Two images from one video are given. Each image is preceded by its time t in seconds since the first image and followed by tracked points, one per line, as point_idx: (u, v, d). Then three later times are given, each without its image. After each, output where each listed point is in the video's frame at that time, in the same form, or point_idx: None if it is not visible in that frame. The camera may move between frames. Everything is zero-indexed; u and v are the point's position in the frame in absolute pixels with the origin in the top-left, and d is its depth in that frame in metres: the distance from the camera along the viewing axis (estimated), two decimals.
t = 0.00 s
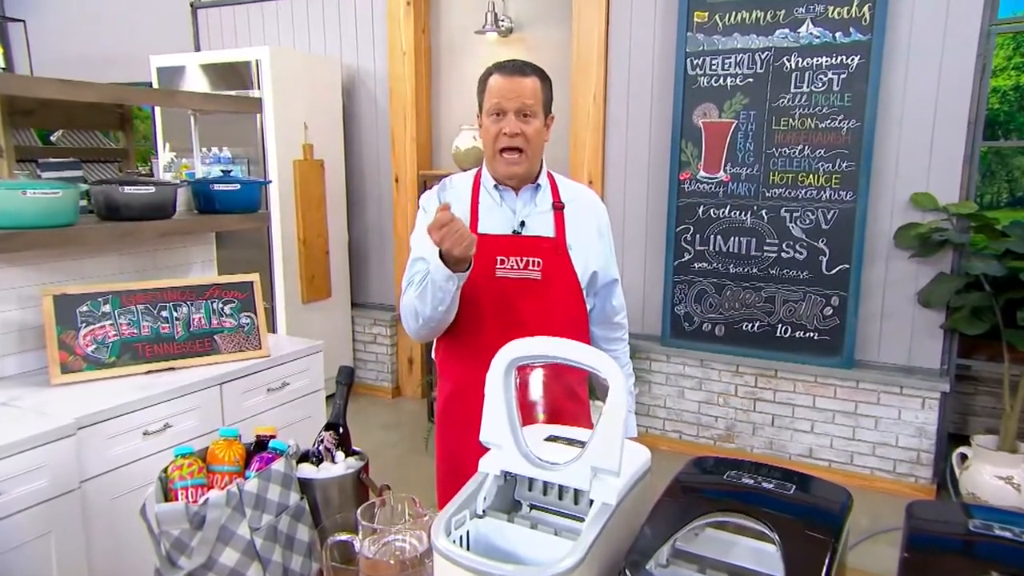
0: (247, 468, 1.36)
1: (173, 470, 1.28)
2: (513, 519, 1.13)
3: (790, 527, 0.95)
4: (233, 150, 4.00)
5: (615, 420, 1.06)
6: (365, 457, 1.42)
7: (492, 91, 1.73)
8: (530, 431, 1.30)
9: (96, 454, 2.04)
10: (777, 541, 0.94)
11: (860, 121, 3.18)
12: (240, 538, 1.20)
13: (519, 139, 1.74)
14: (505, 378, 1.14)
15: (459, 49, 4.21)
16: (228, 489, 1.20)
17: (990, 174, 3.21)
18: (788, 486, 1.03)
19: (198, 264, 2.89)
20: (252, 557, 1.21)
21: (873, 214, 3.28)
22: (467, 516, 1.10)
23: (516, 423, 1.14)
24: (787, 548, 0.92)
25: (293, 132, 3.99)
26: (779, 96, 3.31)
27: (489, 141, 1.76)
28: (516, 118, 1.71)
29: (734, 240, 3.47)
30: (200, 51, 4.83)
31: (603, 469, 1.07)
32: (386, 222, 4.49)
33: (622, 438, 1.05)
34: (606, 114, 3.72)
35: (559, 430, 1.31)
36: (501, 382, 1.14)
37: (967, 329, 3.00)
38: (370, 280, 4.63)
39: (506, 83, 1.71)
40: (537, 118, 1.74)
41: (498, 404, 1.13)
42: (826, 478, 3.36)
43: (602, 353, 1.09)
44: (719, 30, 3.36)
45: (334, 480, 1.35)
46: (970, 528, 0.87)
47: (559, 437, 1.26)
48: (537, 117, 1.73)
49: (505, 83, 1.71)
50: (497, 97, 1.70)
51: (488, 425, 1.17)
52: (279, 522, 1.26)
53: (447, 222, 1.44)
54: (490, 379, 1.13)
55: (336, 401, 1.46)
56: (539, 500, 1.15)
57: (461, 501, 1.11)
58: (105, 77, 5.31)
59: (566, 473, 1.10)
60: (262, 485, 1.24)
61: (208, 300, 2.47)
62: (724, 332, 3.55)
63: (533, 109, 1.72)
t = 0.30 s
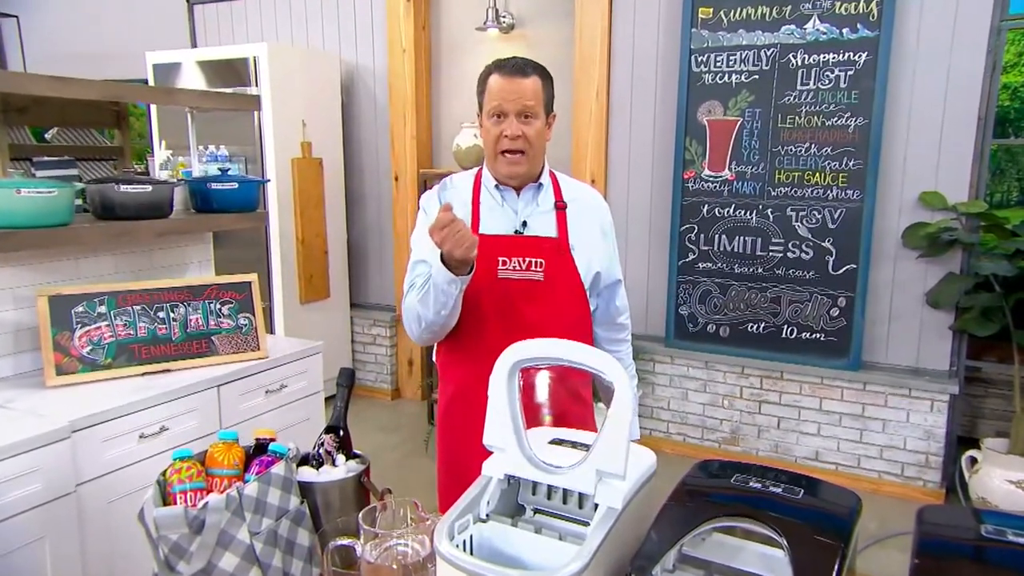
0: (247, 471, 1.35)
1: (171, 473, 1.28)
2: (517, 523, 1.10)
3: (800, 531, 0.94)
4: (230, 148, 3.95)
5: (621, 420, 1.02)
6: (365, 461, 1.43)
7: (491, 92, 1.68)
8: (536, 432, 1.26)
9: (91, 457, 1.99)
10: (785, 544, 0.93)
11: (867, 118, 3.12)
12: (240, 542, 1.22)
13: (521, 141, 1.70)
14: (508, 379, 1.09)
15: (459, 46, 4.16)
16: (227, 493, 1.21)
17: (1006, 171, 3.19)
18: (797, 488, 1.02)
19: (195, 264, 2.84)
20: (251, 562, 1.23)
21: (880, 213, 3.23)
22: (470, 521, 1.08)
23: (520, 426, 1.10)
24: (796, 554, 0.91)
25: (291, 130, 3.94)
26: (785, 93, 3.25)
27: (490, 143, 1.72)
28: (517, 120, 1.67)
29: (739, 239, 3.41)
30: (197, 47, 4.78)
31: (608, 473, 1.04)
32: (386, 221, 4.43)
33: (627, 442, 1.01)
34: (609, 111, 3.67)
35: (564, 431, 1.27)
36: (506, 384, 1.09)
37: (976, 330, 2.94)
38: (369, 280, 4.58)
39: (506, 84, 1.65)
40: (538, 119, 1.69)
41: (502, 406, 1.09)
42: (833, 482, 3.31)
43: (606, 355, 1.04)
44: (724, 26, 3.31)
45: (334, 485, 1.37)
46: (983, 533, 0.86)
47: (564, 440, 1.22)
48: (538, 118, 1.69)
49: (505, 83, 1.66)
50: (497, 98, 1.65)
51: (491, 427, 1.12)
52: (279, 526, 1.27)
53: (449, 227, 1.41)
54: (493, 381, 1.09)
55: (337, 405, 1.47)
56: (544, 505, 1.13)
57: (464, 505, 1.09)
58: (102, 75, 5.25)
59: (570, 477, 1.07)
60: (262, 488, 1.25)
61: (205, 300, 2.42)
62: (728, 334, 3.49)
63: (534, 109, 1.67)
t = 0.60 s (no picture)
0: (247, 475, 1.33)
1: (170, 477, 1.26)
2: (521, 528, 1.08)
3: (809, 536, 0.93)
4: (228, 146, 3.90)
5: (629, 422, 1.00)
6: (366, 465, 1.41)
7: (491, 92, 1.63)
8: (538, 434, 1.22)
9: (87, 460, 1.94)
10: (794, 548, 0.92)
11: (874, 117, 3.07)
12: (240, 547, 1.18)
13: (521, 142, 1.65)
14: (512, 382, 1.09)
15: (460, 43, 4.11)
16: (227, 497, 1.17)
17: (1016, 168, 3.13)
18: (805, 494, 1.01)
19: (193, 264, 2.79)
20: (251, 568, 1.19)
21: (887, 213, 3.18)
22: (473, 526, 1.06)
23: (523, 430, 1.09)
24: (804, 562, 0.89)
25: (290, 128, 3.90)
26: (790, 91, 3.21)
27: (489, 143, 1.68)
28: (518, 121, 1.63)
29: (744, 239, 3.36)
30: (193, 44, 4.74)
31: (613, 477, 1.02)
32: (385, 221, 4.39)
33: (633, 444, 1.00)
34: (612, 109, 3.62)
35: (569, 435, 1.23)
36: (509, 386, 1.09)
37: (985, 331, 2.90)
38: (368, 281, 4.53)
39: (506, 84, 1.61)
40: (539, 120, 1.64)
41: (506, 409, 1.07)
42: (839, 486, 3.26)
43: (609, 357, 1.04)
44: (729, 23, 3.26)
45: (336, 489, 1.34)
46: (993, 539, 0.86)
47: (568, 443, 1.18)
48: (539, 118, 1.64)
49: (505, 83, 1.61)
50: (497, 99, 1.61)
51: (494, 431, 1.11)
52: (279, 530, 1.23)
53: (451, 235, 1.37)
54: (496, 383, 1.08)
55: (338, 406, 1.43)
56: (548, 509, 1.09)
57: (466, 510, 1.06)
58: (98, 72, 5.19)
59: (575, 482, 1.05)
60: (262, 493, 1.21)
61: (203, 302, 2.36)
62: (733, 335, 3.45)
63: (535, 110, 1.62)
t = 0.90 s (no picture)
0: (246, 480, 1.29)
1: (169, 482, 1.22)
2: (524, 534, 1.06)
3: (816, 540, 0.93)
4: (225, 144, 3.85)
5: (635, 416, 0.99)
6: (367, 469, 1.36)
7: (494, 90, 1.58)
8: (541, 440, 1.20)
9: (82, 464, 1.89)
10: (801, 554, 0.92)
11: (881, 115, 3.02)
12: (240, 553, 1.17)
13: (525, 141, 1.60)
14: (515, 385, 1.09)
15: (460, 41, 4.06)
16: (226, 502, 1.16)
17: None
18: (812, 500, 1.01)
19: (190, 264, 2.72)
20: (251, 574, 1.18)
21: (895, 212, 3.13)
22: (476, 532, 1.03)
23: (527, 433, 1.08)
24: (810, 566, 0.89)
25: (287, 126, 3.85)
26: (796, 89, 3.16)
27: (492, 142, 1.62)
28: (521, 119, 1.57)
29: (749, 239, 3.32)
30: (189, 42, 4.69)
31: (618, 482, 1.00)
32: (384, 220, 4.34)
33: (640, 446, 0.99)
34: (615, 107, 3.57)
35: (570, 440, 1.21)
36: (512, 389, 1.08)
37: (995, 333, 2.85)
38: (367, 282, 4.48)
39: (508, 82, 1.56)
40: (543, 118, 1.59)
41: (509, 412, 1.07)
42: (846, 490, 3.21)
43: (612, 359, 1.05)
44: (734, 20, 3.21)
45: (335, 494, 1.30)
46: (1005, 545, 0.85)
47: (572, 447, 1.16)
48: (543, 117, 1.59)
49: (509, 81, 1.56)
50: (500, 97, 1.55)
51: (497, 436, 1.10)
52: (279, 536, 1.22)
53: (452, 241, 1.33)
54: (500, 386, 1.08)
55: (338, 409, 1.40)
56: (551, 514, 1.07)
57: (469, 516, 1.03)
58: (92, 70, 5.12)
59: (579, 487, 1.02)
60: (262, 498, 1.19)
61: (199, 303, 2.31)
62: (738, 336, 3.40)
63: (539, 108, 1.58)
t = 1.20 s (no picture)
0: (246, 485, 1.26)
1: (168, 487, 1.19)
2: (529, 540, 1.04)
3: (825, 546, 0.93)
4: (223, 143, 3.80)
5: (642, 417, 0.96)
6: (369, 474, 1.34)
7: (496, 89, 1.54)
8: (548, 442, 1.16)
9: (77, 469, 1.84)
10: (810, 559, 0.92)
11: (889, 113, 2.97)
12: (240, 559, 1.12)
13: (528, 139, 1.55)
14: (520, 388, 1.05)
15: (460, 39, 4.01)
16: (227, 507, 1.11)
17: None
18: (821, 505, 1.02)
19: (187, 266, 2.64)
20: None
21: (903, 212, 3.08)
22: (480, 537, 1.02)
23: (532, 437, 1.06)
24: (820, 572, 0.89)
25: (285, 125, 3.80)
26: (802, 87, 3.11)
27: (494, 141, 1.58)
28: (524, 117, 1.53)
29: (754, 239, 3.27)
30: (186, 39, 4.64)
31: (624, 487, 0.98)
32: (383, 220, 4.29)
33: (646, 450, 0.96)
34: (618, 105, 3.52)
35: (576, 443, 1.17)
36: (517, 392, 1.05)
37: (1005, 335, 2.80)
38: (366, 282, 4.43)
39: (512, 80, 1.52)
40: (546, 116, 1.54)
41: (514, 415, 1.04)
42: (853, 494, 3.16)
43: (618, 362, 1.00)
44: (739, 16, 3.16)
45: (337, 498, 1.27)
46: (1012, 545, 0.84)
47: (578, 452, 1.13)
48: (546, 115, 1.54)
49: (511, 79, 1.52)
50: (503, 95, 1.51)
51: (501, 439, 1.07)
52: (280, 541, 1.17)
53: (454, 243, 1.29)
54: (504, 390, 1.05)
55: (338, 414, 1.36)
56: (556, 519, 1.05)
57: (473, 521, 1.03)
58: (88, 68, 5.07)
59: (585, 492, 1.00)
60: (262, 503, 1.15)
61: (197, 304, 2.26)
62: (743, 337, 3.35)
63: (542, 106, 1.53)
